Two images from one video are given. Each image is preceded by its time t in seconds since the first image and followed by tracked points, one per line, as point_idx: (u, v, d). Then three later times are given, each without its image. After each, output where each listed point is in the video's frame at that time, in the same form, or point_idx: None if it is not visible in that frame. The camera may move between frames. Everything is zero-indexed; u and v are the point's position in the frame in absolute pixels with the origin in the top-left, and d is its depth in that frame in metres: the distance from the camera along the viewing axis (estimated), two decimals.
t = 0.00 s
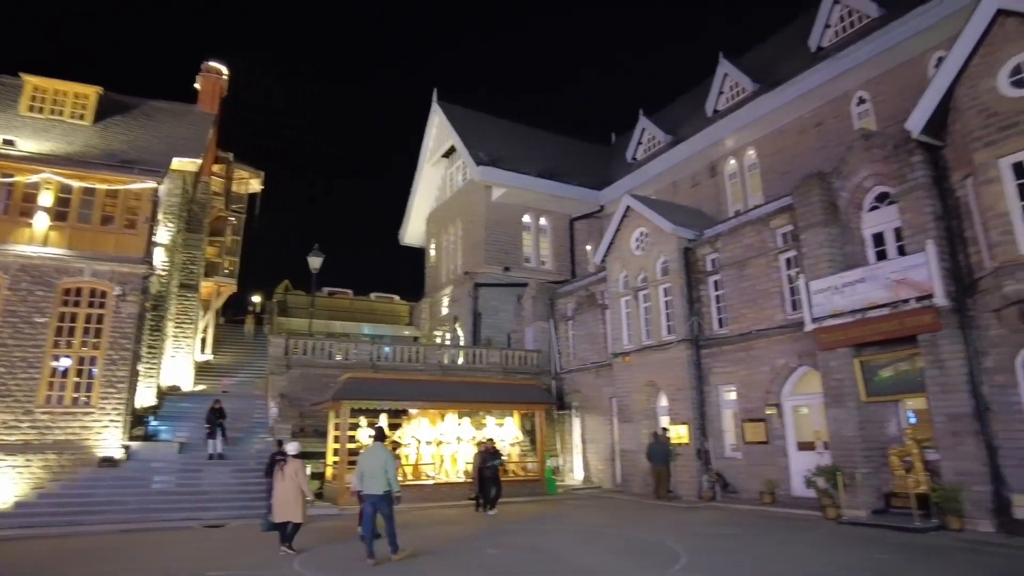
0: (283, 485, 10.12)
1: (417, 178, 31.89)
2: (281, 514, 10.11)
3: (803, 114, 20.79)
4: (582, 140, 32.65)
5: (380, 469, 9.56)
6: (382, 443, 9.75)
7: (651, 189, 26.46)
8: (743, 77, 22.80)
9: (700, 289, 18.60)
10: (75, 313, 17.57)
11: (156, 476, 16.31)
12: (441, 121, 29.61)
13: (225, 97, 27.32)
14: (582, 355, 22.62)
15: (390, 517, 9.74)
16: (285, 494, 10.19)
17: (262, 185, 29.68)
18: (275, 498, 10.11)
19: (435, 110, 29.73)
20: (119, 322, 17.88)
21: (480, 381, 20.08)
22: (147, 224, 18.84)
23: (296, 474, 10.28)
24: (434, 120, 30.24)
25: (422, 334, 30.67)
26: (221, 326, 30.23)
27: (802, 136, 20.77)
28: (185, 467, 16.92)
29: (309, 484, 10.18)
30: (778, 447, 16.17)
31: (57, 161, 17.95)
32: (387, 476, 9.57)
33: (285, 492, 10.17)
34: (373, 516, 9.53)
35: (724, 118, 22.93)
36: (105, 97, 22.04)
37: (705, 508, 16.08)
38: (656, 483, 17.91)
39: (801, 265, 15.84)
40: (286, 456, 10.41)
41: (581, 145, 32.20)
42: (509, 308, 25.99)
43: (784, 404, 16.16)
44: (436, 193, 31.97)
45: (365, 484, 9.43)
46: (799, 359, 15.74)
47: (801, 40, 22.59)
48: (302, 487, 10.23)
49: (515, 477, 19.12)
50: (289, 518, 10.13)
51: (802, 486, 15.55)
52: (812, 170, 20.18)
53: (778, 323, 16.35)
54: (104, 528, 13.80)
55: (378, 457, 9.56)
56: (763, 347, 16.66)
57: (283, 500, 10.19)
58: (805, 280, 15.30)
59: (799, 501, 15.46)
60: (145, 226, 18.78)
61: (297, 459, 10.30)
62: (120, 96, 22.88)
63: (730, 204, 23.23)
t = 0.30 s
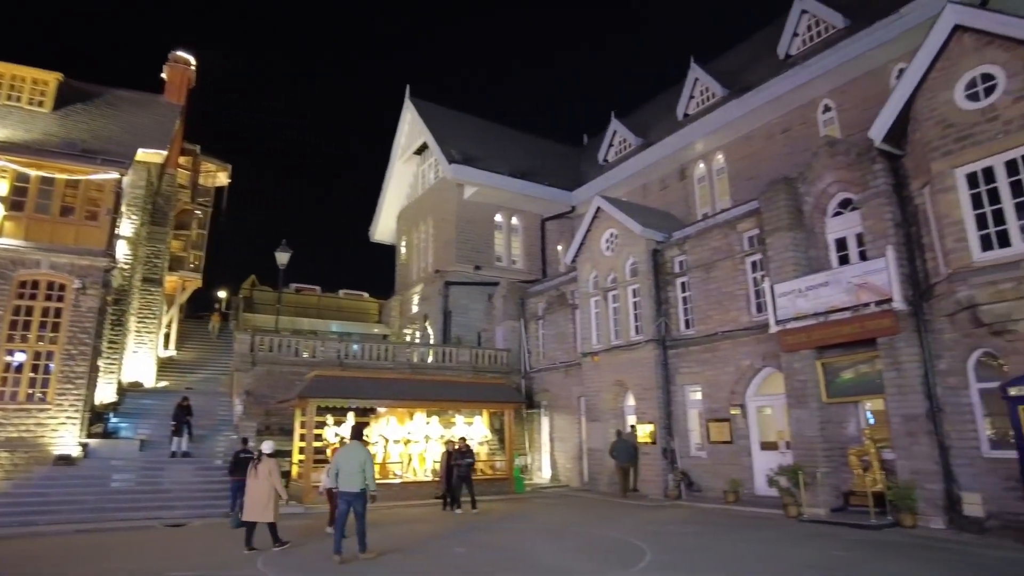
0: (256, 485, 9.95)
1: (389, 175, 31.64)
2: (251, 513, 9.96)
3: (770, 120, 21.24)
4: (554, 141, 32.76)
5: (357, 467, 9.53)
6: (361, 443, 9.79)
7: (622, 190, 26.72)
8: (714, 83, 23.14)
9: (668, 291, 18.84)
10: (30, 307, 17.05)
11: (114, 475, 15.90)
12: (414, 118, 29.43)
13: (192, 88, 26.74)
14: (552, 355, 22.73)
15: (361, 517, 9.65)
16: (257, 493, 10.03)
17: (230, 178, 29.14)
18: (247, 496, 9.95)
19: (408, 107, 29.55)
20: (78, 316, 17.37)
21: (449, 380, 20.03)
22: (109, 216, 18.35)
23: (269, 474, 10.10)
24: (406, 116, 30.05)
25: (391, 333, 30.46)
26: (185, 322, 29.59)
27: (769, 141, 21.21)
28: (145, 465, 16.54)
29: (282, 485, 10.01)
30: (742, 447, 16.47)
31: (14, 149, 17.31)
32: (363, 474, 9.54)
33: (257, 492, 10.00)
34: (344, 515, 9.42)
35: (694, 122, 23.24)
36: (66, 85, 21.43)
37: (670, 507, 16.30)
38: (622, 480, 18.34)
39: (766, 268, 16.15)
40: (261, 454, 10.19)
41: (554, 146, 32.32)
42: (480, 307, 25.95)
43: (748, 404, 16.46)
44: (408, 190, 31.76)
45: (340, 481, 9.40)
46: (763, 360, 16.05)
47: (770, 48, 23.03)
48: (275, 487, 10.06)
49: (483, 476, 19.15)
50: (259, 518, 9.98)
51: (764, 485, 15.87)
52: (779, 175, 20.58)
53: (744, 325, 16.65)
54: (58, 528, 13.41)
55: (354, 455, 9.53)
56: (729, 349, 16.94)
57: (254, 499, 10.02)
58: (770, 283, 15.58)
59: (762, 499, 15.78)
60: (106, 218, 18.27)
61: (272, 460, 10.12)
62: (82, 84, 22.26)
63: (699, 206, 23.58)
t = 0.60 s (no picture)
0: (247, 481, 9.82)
1: (371, 172, 31.43)
2: (244, 510, 9.83)
3: (751, 123, 21.51)
4: (538, 140, 32.82)
5: (348, 464, 9.52)
6: (351, 439, 9.81)
7: (604, 190, 26.85)
8: (696, 85, 23.34)
9: (649, 290, 18.96)
10: (2, 300, 16.69)
11: (88, 472, 15.64)
12: (397, 115, 29.28)
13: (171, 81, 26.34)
14: (533, 353, 22.77)
15: (347, 515, 9.60)
16: (250, 490, 9.92)
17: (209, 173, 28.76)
18: (239, 492, 9.83)
19: (391, 103, 29.39)
20: (52, 310, 17.04)
21: (430, 378, 19.96)
22: (85, 209, 18.02)
23: (261, 471, 9.96)
24: (389, 113, 29.89)
25: (372, 330, 30.30)
26: (162, 318, 29.14)
27: (750, 144, 21.47)
28: (120, 463, 16.29)
29: (274, 481, 9.87)
30: (720, 446, 16.64)
31: None
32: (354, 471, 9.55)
33: (248, 489, 9.87)
34: (332, 511, 9.43)
35: (676, 124, 23.42)
36: (40, 74, 20.97)
37: (649, 505, 16.41)
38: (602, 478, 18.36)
39: (745, 269, 16.32)
40: (254, 451, 10.13)
41: (537, 145, 32.36)
42: (462, 305, 25.85)
43: (727, 404, 16.63)
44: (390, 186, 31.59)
45: (330, 477, 9.42)
46: (742, 359, 16.23)
47: (751, 52, 23.28)
48: (267, 484, 9.92)
49: (463, 474, 19.14)
50: (250, 515, 9.81)
51: (742, 483, 16.06)
52: (759, 177, 20.82)
53: (723, 325, 16.81)
54: (29, 526, 13.15)
55: (346, 452, 9.55)
56: (708, 348, 17.10)
57: (246, 496, 9.89)
58: (749, 283, 15.73)
59: (739, 497, 15.96)
60: (82, 211, 17.95)
61: (265, 456, 10.00)
62: (57, 73, 21.82)
63: (680, 207, 23.78)
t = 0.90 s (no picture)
0: (247, 479, 9.84)
1: (364, 169, 31.31)
2: (247, 506, 9.92)
3: (744, 123, 21.59)
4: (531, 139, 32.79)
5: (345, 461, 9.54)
6: (350, 437, 9.88)
7: (598, 189, 26.87)
8: (690, 84, 23.38)
9: (642, 289, 18.99)
10: None
11: (78, 470, 15.52)
12: (390, 112, 29.19)
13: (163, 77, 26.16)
14: (526, 351, 22.78)
15: (341, 514, 9.57)
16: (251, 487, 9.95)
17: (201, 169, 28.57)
18: (240, 490, 9.91)
19: (385, 101, 29.29)
20: (42, 307, 16.91)
21: (423, 376, 19.91)
22: (75, 205, 17.88)
23: (262, 467, 9.99)
24: (383, 110, 29.79)
25: (365, 328, 30.21)
26: (152, 315, 28.93)
27: (743, 143, 21.55)
28: (110, 460, 16.18)
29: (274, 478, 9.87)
30: (712, 444, 16.69)
31: None
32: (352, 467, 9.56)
33: (249, 486, 9.90)
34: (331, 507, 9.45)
35: (669, 123, 23.45)
36: (29, 68, 20.79)
37: (641, 503, 16.44)
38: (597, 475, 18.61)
39: (738, 268, 16.38)
40: (254, 448, 10.11)
41: (531, 144, 32.34)
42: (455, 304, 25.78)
43: (719, 402, 16.69)
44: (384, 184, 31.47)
45: (327, 474, 9.44)
46: (734, 358, 16.28)
47: (744, 52, 23.35)
48: (268, 482, 9.93)
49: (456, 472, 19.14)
50: (252, 511, 9.89)
51: (734, 481, 16.14)
52: (752, 177, 20.91)
53: (715, 324, 16.86)
54: (18, 524, 13.03)
55: (344, 449, 9.63)
56: (700, 347, 17.16)
57: (248, 493, 9.91)
58: (742, 283, 15.78)
59: (731, 496, 16.03)
60: (72, 207, 17.81)
61: (264, 453, 9.97)
62: (46, 68, 21.62)
63: (673, 206, 23.84)
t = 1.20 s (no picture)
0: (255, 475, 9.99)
1: (363, 167, 31.27)
2: (254, 504, 9.99)
3: (743, 122, 21.60)
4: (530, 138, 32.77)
5: (347, 460, 9.51)
6: (351, 436, 9.86)
7: (597, 188, 26.86)
8: (689, 83, 23.37)
9: (641, 288, 19.00)
10: None
11: (76, 468, 15.50)
12: (389, 111, 29.17)
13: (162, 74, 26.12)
14: (525, 350, 22.79)
15: (343, 513, 9.54)
16: (258, 484, 10.05)
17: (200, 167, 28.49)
18: (247, 487, 10.01)
19: (384, 99, 29.26)
20: (40, 304, 16.89)
21: (421, 374, 19.89)
22: (74, 202, 17.85)
23: (269, 465, 10.12)
24: (382, 109, 29.76)
25: (364, 327, 30.19)
26: (151, 313, 28.90)
27: (742, 143, 21.54)
28: (108, 458, 16.17)
29: (280, 475, 10.05)
30: (711, 443, 16.70)
31: None
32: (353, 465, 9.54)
33: (257, 483, 10.04)
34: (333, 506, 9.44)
35: (668, 122, 23.44)
36: (27, 66, 20.75)
37: (640, 501, 16.44)
38: (596, 474, 18.39)
39: (737, 267, 16.38)
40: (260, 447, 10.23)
41: (530, 142, 32.32)
42: (454, 302, 25.71)
43: (718, 401, 16.70)
44: (383, 183, 31.44)
45: (330, 472, 9.47)
46: (733, 357, 16.29)
47: (744, 51, 23.33)
48: (274, 479, 10.09)
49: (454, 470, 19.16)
50: (258, 508, 10.00)
51: (733, 480, 16.16)
52: (751, 176, 20.91)
53: (714, 323, 16.86)
54: (16, 522, 13.02)
55: (345, 447, 9.60)
56: (699, 346, 17.17)
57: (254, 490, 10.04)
58: (741, 282, 15.78)
59: (729, 494, 16.05)
60: (71, 204, 17.78)
61: (271, 451, 10.13)
62: (45, 65, 21.58)
63: (672, 205, 23.84)
